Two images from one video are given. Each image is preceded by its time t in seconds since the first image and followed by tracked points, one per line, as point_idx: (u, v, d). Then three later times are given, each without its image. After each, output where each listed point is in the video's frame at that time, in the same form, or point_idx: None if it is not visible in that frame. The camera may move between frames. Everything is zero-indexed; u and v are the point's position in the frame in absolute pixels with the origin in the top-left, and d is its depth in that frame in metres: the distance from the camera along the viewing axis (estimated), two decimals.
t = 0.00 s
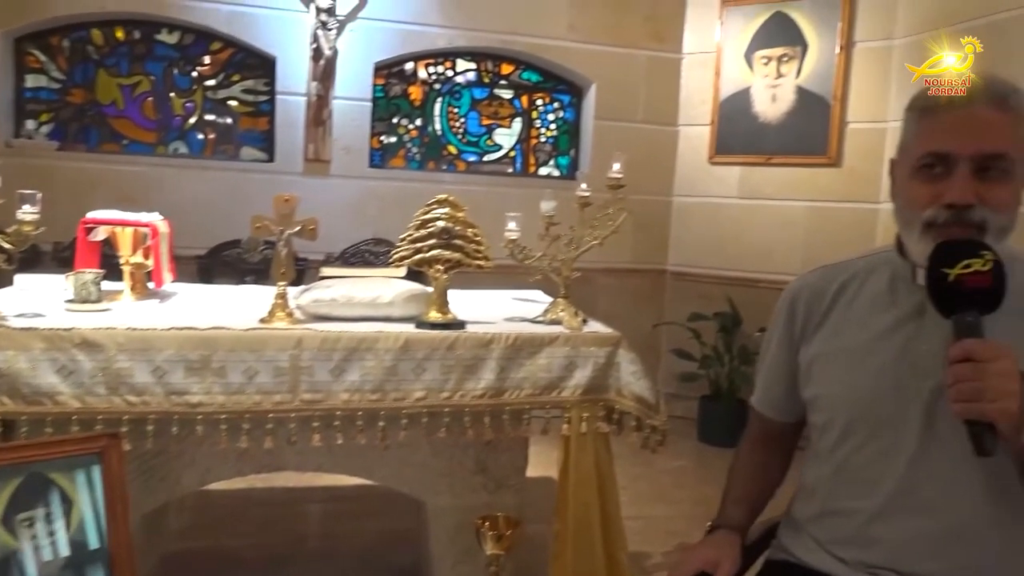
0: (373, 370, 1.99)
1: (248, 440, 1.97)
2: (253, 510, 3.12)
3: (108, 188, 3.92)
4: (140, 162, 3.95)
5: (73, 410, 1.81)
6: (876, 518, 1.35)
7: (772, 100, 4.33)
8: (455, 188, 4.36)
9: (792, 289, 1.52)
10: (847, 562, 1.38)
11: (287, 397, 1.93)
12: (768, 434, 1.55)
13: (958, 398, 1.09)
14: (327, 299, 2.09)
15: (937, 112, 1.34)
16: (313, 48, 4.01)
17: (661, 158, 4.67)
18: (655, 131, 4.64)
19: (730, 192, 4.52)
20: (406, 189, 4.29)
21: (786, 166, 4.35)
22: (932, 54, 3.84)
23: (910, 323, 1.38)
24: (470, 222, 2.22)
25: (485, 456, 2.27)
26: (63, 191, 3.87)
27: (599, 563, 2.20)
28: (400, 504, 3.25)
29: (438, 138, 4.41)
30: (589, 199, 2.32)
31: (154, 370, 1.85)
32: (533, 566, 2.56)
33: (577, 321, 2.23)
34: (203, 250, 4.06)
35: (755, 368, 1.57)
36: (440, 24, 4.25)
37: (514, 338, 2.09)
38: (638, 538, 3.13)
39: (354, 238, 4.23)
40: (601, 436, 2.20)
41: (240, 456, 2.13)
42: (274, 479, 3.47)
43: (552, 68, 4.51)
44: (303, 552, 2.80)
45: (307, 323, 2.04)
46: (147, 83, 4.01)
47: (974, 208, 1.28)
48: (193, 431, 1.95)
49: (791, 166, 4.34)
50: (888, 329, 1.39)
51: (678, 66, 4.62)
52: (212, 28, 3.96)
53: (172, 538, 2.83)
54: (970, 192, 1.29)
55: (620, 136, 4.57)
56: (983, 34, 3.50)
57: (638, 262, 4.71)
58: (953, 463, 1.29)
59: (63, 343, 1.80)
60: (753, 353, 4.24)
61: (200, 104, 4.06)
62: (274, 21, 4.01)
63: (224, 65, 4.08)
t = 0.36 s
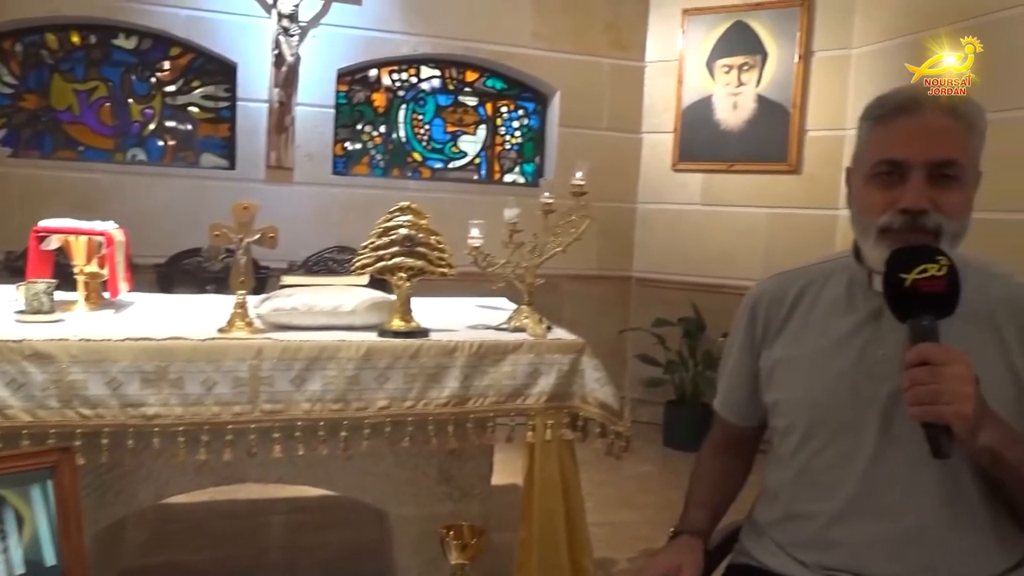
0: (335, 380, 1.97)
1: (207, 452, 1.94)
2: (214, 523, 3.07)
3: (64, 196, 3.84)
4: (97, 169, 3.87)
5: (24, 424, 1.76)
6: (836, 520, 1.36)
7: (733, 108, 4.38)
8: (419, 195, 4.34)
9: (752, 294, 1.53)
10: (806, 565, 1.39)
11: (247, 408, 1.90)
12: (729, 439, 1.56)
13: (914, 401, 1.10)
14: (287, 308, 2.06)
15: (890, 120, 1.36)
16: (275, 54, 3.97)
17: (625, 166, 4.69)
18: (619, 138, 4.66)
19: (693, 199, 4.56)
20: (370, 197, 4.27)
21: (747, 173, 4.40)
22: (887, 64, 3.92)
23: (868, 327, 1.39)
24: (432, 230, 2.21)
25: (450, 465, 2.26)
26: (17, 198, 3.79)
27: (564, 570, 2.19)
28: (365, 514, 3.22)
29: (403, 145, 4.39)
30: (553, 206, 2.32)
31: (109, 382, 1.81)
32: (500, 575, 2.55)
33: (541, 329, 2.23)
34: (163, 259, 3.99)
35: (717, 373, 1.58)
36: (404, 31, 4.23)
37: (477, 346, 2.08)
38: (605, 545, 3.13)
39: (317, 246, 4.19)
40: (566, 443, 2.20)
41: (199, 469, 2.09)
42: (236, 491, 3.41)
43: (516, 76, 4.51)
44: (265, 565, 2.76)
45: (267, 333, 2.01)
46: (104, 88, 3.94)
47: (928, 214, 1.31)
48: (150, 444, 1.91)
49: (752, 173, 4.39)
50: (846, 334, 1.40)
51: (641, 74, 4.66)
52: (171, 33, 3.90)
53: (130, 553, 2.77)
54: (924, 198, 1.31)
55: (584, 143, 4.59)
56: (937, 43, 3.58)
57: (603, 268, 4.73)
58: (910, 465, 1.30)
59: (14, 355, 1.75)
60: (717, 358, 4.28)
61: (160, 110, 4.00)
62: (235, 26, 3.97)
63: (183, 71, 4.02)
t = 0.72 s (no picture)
0: (311, 387, 1.96)
1: (181, 461, 1.92)
2: (189, 532, 3.03)
3: (35, 201, 3.79)
4: (69, 174, 3.82)
5: None
6: (810, 523, 1.37)
7: (708, 113, 4.41)
8: (396, 201, 4.33)
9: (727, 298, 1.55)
10: (780, 566, 1.39)
11: (221, 416, 1.89)
12: (706, 441, 1.57)
13: (888, 402, 1.11)
14: (262, 315, 2.04)
15: (856, 121, 1.38)
16: (249, 58, 3.95)
17: (602, 170, 4.71)
18: (596, 143, 4.68)
19: (670, 203, 4.58)
20: (347, 202, 4.25)
21: (723, 178, 4.44)
22: (860, 70, 3.97)
23: (841, 331, 1.40)
24: (409, 235, 2.20)
25: (428, 472, 2.25)
26: None
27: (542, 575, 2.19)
28: (342, 522, 3.20)
29: (380, 150, 4.37)
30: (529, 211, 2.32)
31: (80, 391, 1.78)
32: None
33: (518, 333, 2.23)
34: (137, 265, 3.94)
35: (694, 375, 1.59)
36: (380, 36, 4.22)
37: (455, 351, 2.08)
38: (583, 549, 3.14)
39: (294, 252, 4.17)
40: (544, 448, 2.19)
41: (172, 478, 2.07)
42: (211, 500, 3.38)
43: (493, 81, 4.51)
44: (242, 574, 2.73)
45: (241, 340, 1.99)
46: (76, 93, 3.89)
47: (903, 205, 1.31)
48: (123, 454, 1.89)
49: (728, 178, 4.42)
50: (820, 337, 1.41)
51: (617, 80, 4.68)
52: (144, 37, 3.86)
53: (103, 564, 2.73)
54: (897, 190, 1.32)
55: (561, 148, 4.60)
56: (908, 50, 3.63)
57: (581, 273, 4.74)
58: (882, 467, 1.31)
59: None
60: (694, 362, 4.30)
61: (132, 115, 3.96)
62: (211, 31, 3.94)
63: (157, 75, 3.98)
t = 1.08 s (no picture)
0: (287, 391, 1.94)
1: (154, 467, 1.90)
2: (164, 539, 3.00)
3: (4, 205, 3.73)
4: (40, 177, 3.77)
5: None
6: (784, 522, 1.38)
7: (684, 116, 4.44)
8: (373, 204, 4.32)
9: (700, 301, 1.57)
10: (757, 566, 1.40)
11: (196, 421, 1.87)
12: (680, 442, 1.58)
13: (859, 398, 1.12)
14: (238, 319, 2.03)
15: (818, 123, 1.40)
16: (224, 60, 3.93)
17: (579, 173, 4.72)
18: (573, 146, 4.69)
19: (647, 206, 4.61)
20: (324, 205, 4.23)
21: (699, 180, 4.46)
22: (833, 74, 4.02)
23: (812, 331, 1.41)
24: (386, 239, 2.19)
25: (405, 476, 2.25)
26: None
27: None
28: (319, 527, 3.18)
29: (356, 152, 4.36)
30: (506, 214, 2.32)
31: (51, 397, 1.76)
32: None
33: (496, 336, 2.23)
34: (110, 269, 3.89)
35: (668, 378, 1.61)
36: (357, 38, 4.21)
37: (432, 355, 2.08)
38: (561, 551, 3.14)
39: (270, 255, 4.14)
40: (522, 451, 2.20)
41: (146, 484, 2.04)
42: (185, 506, 3.34)
43: (470, 84, 4.51)
44: None
45: (216, 344, 1.97)
46: (47, 94, 3.84)
47: (868, 201, 1.33)
48: (95, 461, 1.86)
49: (704, 181, 4.45)
50: (791, 337, 1.42)
51: (593, 83, 4.69)
52: (117, 39, 3.82)
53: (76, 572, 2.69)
54: (861, 187, 1.34)
55: (538, 151, 4.61)
56: (881, 55, 3.67)
57: (558, 275, 4.75)
58: (854, 466, 1.32)
59: None
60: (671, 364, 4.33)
61: (105, 117, 3.91)
62: (185, 32, 3.90)
63: (130, 76, 3.93)
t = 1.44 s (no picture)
0: (258, 391, 1.93)
1: (123, 468, 1.87)
2: (135, 542, 2.96)
3: None
4: (6, 175, 3.71)
5: None
6: (754, 517, 1.39)
7: (658, 115, 4.47)
8: (347, 202, 4.30)
9: (672, 300, 1.58)
10: (727, 560, 1.41)
11: (166, 421, 1.85)
12: (652, 440, 1.59)
13: (824, 391, 1.14)
14: (209, 317, 2.00)
15: (779, 124, 1.42)
16: (195, 57, 3.89)
17: (553, 172, 4.73)
18: (548, 145, 4.70)
19: (621, 205, 4.63)
20: (297, 204, 4.20)
21: (673, 179, 4.49)
22: (803, 74, 4.06)
23: (780, 329, 1.42)
24: (358, 236, 2.18)
25: (379, 475, 2.24)
26: None
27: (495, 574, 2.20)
28: (293, 527, 3.16)
29: (330, 150, 4.33)
30: (480, 213, 2.32)
31: (17, 398, 1.73)
32: None
33: (469, 334, 2.23)
34: (78, 268, 3.84)
35: (640, 377, 1.62)
36: (330, 36, 4.18)
37: (406, 353, 2.08)
38: (537, 549, 3.14)
39: (243, 254, 4.10)
40: (496, 448, 2.20)
41: (115, 486, 2.02)
42: (157, 508, 3.31)
43: (444, 82, 4.50)
44: None
45: (187, 343, 1.95)
46: (12, 90, 3.77)
47: (828, 200, 1.35)
48: (62, 462, 1.84)
49: (678, 179, 4.48)
50: (760, 336, 1.44)
51: (568, 82, 4.70)
52: (85, 35, 3.76)
53: None
54: (821, 186, 1.35)
55: (513, 150, 4.61)
56: (852, 55, 3.72)
57: (534, 273, 4.75)
58: (822, 461, 1.34)
59: None
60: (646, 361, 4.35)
61: (72, 114, 3.85)
62: (155, 28, 3.86)
63: (98, 72, 3.88)
